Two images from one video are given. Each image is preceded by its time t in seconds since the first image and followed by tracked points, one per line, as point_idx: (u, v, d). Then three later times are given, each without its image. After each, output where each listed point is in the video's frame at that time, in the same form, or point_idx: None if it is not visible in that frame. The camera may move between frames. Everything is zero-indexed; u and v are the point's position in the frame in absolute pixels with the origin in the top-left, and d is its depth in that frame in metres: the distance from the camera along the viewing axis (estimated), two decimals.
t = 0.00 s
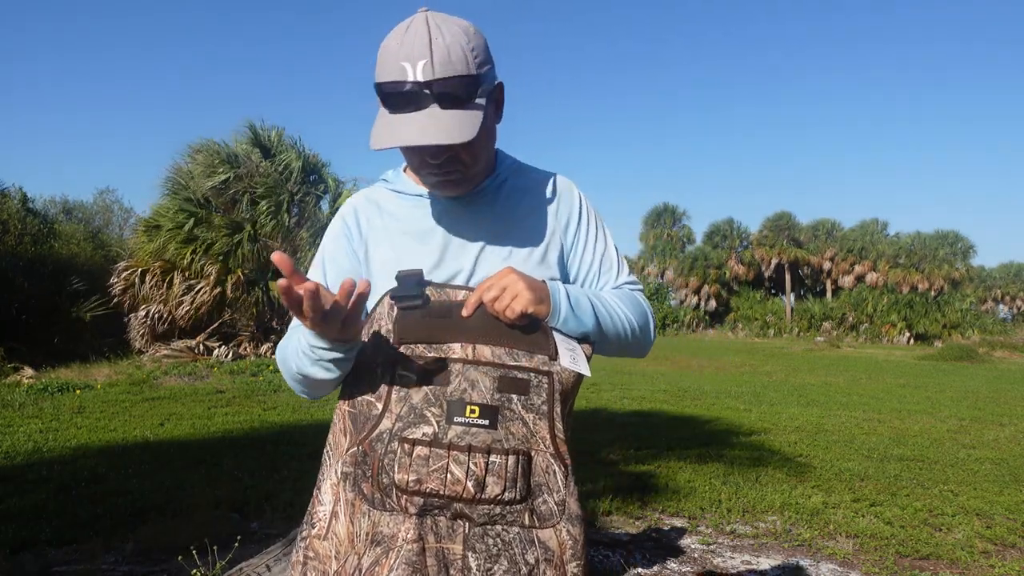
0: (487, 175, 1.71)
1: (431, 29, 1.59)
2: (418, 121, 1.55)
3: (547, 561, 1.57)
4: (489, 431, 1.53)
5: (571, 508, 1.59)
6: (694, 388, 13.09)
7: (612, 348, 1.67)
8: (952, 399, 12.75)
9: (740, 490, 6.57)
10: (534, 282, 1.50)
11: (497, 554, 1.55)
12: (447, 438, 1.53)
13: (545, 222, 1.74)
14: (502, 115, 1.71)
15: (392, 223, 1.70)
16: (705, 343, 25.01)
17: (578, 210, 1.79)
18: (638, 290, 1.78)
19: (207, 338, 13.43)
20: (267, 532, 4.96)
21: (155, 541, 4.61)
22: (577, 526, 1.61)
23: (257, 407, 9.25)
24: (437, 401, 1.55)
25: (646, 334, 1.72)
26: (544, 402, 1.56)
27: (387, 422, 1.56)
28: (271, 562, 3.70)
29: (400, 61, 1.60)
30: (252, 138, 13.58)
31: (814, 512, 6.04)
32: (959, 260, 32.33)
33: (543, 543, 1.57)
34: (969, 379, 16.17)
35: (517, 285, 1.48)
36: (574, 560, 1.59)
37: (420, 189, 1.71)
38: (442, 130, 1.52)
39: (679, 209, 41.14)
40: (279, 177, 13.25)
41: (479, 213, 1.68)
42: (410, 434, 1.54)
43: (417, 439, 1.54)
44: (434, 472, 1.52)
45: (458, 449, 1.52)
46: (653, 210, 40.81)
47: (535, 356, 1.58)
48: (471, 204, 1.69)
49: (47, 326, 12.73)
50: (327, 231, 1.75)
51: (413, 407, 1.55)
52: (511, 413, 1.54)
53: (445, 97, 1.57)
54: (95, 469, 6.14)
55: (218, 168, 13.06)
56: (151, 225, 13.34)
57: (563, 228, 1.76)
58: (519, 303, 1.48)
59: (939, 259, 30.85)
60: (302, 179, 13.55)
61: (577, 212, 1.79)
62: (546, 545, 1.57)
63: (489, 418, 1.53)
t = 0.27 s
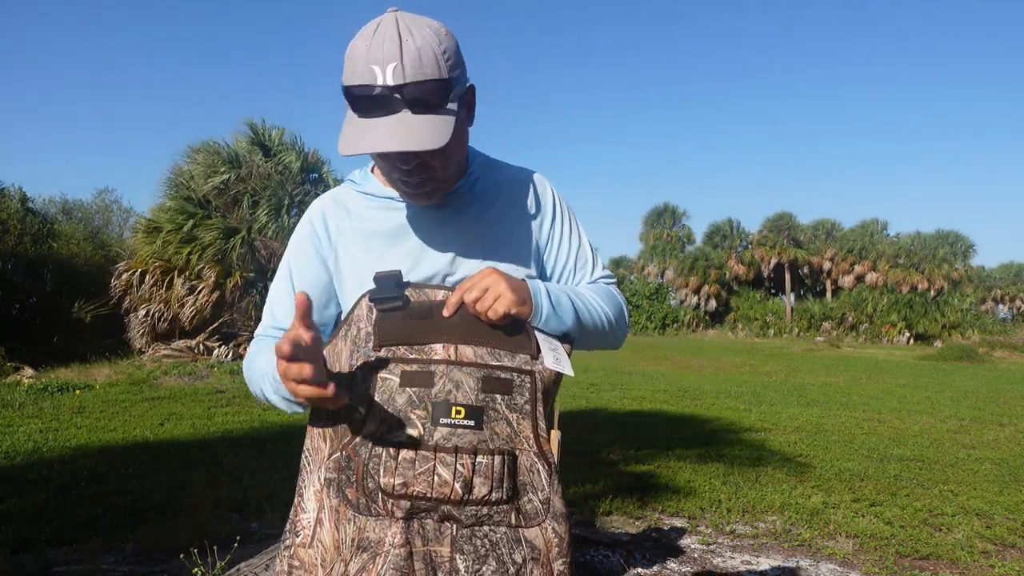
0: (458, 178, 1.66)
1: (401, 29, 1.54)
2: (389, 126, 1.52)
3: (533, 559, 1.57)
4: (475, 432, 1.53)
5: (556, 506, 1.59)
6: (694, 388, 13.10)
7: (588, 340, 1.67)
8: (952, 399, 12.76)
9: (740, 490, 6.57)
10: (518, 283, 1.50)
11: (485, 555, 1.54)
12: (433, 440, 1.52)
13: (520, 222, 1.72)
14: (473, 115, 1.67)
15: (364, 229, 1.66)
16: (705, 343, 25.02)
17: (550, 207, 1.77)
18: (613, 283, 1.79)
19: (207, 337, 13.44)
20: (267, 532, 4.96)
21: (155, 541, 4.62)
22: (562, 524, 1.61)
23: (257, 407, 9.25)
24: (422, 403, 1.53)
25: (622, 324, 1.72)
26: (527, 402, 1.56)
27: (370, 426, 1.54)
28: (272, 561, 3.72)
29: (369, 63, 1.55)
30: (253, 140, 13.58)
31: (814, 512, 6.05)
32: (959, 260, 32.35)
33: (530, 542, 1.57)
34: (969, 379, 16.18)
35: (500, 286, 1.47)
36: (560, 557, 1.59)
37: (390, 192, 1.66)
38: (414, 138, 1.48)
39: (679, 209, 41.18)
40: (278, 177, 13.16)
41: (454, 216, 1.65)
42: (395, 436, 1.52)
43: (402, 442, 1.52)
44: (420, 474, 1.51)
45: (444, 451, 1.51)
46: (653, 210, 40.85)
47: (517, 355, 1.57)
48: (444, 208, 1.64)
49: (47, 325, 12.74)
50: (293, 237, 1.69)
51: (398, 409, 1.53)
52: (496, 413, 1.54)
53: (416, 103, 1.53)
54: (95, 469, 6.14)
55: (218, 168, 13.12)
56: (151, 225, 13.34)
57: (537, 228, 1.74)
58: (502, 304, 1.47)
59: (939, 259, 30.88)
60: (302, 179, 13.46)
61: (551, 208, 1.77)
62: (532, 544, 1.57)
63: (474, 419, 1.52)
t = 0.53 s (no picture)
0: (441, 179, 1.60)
1: (389, 32, 1.50)
2: (380, 132, 1.47)
3: (527, 558, 1.46)
4: (470, 432, 1.43)
5: (548, 506, 1.51)
6: (694, 388, 13.11)
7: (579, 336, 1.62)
8: (952, 399, 12.76)
9: (740, 490, 6.57)
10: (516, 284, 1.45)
11: (480, 555, 1.43)
12: (428, 440, 1.42)
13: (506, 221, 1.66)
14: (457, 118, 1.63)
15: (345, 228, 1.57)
16: (705, 343, 25.07)
17: (536, 206, 1.71)
18: (603, 278, 1.73)
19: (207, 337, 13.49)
20: (267, 532, 4.96)
21: (155, 541, 4.61)
22: (554, 524, 1.52)
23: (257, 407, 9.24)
24: (416, 402, 1.44)
25: (616, 318, 1.67)
26: (520, 402, 1.49)
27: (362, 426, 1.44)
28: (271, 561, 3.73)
29: (357, 68, 1.51)
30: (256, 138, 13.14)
31: (814, 512, 6.05)
32: (959, 260, 32.39)
33: (523, 540, 1.47)
34: (969, 379, 16.19)
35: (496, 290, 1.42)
36: (555, 557, 1.49)
37: (372, 192, 1.59)
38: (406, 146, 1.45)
39: (680, 209, 41.23)
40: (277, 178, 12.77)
41: (438, 217, 1.59)
42: (389, 437, 1.42)
43: (397, 443, 1.42)
44: (416, 475, 1.40)
45: (441, 451, 1.41)
46: (653, 210, 40.91)
47: (508, 355, 1.51)
48: (426, 211, 1.58)
49: (47, 325, 12.76)
50: (270, 238, 1.60)
51: (392, 410, 1.43)
52: (490, 412, 1.46)
53: (406, 109, 1.49)
54: (95, 469, 6.13)
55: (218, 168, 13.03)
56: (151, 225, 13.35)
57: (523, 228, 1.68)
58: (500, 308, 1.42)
59: (939, 259, 30.92)
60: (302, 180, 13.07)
61: (536, 207, 1.71)
62: (525, 543, 1.47)
63: (469, 418, 1.43)
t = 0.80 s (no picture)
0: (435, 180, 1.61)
1: (401, 31, 1.51)
2: (394, 126, 1.46)
3: (533, 544, 1.45)
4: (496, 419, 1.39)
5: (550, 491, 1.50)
6: (694, 388, 13.11)
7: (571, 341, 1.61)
8: (953, 399, 12.75)
9: (740, 490, 6.57)
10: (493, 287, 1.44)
11: (502, 544, 1.40)
12: (462, 429, 1.36)
13: (495, 222, 1.66)
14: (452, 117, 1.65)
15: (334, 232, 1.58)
16: (705, 343, 25.07)
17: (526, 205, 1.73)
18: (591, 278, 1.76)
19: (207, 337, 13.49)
20: (268, 532, 4.96)
21: (155, 541, 4.61)
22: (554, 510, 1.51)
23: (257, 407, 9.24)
24: (446, 390, 1.37)
25: (605, 319, 1.68)
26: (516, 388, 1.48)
27: (392, 418, 1.36)
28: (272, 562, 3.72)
29: (368, 65, 1.50)
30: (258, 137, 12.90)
31: (815, 512, 6.05)
32: (959, 260, 32.37)
33: (529, 528, 1.45)
34: (969, 379, 16.18)
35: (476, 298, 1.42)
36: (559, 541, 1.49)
37: (361, 193, 1.59)
38: (420, 140, 1.45)
39: (680, 209, 41.26)
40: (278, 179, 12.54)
41: (433, 217, 1.60)
42: (423, 427, 1.35)
43: (430, 432, 1.35)
44: (453, 466, 1.35)
45: (476, 440, 1.36)
46: (653, 210, 40.93)
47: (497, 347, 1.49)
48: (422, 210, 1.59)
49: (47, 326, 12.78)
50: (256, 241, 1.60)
51: (421, 398, 1.37)
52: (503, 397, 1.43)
53: (419, 107, 1.50)
54: (95, 470, 6.13)
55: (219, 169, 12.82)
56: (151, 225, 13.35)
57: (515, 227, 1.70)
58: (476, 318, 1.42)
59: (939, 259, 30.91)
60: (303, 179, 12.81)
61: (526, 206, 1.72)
62: (531, 529, 1.45)
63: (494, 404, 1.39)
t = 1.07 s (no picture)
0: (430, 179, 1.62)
1: (409, 27, 1.51)
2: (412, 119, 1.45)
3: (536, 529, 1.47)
4: (482, 407, 1.42)
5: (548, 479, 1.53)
6: (694, 388, 13.11)
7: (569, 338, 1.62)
8: (953, 399, 12.75)
9: (740, 490, 6.57)
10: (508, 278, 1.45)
11: (501, 529, 1.39)
12: (445, 417, 1.39)
13: (486, 219, 1.68)
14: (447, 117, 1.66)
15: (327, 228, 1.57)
16: (705, 343, 25.06)
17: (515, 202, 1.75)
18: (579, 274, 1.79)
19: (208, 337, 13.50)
20: (267, 532, 4.96)
21: (155, 541, 4.61)
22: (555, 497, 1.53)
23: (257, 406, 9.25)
24: (428, 381, 1.42)
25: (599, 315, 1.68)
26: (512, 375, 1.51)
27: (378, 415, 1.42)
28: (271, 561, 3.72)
29: (382, 60, 1.48)
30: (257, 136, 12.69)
31: (815, 512, 6.05)
32: (959, 260, 32.36)
33: (530, 515, 1.47)
34: (969, 379, 16.18)
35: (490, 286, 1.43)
36: (562, 527, 1.50)
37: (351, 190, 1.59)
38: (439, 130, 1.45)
39: (680, 209, 41.25)
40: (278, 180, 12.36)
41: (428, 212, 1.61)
42: (405, 419, 1.39)
43: (414, 422, 1.38)
44: (438, 453, 1.37)
45: (460, 427, 1.39)
46: (653, 210, 40.91)
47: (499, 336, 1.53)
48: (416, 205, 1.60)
49: (48, 326, 12.81)
50: (245, 238, 1.57)
51: (404, 392, 1.41)
52: (494, 387, 1.47)
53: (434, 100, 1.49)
54: (95, 470, 6.14)
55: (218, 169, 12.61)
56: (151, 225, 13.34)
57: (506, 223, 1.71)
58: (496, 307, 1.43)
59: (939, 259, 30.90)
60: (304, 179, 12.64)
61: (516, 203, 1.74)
62: (533, 516, 1.47)
63: (480, 393, 1.43)
